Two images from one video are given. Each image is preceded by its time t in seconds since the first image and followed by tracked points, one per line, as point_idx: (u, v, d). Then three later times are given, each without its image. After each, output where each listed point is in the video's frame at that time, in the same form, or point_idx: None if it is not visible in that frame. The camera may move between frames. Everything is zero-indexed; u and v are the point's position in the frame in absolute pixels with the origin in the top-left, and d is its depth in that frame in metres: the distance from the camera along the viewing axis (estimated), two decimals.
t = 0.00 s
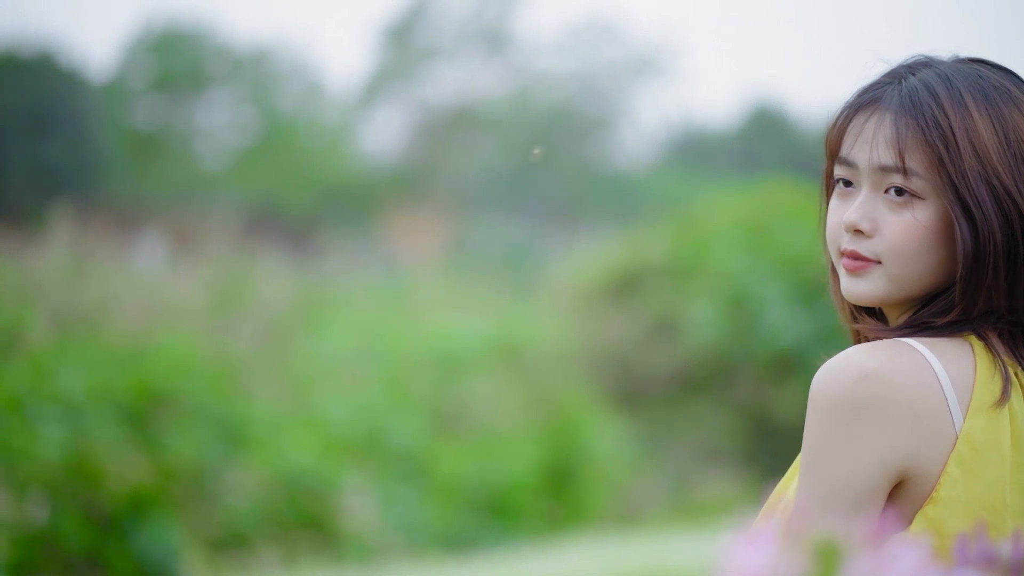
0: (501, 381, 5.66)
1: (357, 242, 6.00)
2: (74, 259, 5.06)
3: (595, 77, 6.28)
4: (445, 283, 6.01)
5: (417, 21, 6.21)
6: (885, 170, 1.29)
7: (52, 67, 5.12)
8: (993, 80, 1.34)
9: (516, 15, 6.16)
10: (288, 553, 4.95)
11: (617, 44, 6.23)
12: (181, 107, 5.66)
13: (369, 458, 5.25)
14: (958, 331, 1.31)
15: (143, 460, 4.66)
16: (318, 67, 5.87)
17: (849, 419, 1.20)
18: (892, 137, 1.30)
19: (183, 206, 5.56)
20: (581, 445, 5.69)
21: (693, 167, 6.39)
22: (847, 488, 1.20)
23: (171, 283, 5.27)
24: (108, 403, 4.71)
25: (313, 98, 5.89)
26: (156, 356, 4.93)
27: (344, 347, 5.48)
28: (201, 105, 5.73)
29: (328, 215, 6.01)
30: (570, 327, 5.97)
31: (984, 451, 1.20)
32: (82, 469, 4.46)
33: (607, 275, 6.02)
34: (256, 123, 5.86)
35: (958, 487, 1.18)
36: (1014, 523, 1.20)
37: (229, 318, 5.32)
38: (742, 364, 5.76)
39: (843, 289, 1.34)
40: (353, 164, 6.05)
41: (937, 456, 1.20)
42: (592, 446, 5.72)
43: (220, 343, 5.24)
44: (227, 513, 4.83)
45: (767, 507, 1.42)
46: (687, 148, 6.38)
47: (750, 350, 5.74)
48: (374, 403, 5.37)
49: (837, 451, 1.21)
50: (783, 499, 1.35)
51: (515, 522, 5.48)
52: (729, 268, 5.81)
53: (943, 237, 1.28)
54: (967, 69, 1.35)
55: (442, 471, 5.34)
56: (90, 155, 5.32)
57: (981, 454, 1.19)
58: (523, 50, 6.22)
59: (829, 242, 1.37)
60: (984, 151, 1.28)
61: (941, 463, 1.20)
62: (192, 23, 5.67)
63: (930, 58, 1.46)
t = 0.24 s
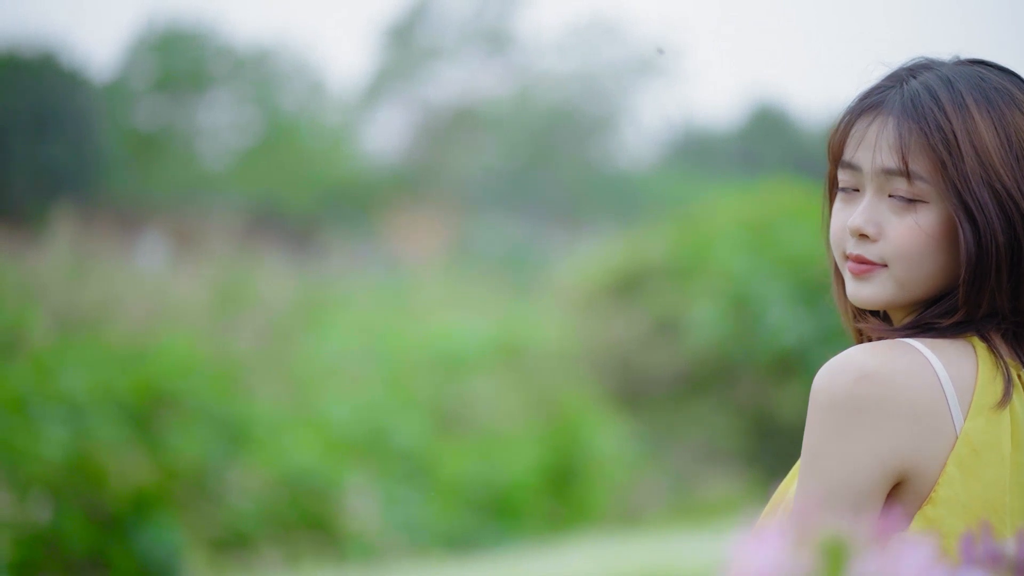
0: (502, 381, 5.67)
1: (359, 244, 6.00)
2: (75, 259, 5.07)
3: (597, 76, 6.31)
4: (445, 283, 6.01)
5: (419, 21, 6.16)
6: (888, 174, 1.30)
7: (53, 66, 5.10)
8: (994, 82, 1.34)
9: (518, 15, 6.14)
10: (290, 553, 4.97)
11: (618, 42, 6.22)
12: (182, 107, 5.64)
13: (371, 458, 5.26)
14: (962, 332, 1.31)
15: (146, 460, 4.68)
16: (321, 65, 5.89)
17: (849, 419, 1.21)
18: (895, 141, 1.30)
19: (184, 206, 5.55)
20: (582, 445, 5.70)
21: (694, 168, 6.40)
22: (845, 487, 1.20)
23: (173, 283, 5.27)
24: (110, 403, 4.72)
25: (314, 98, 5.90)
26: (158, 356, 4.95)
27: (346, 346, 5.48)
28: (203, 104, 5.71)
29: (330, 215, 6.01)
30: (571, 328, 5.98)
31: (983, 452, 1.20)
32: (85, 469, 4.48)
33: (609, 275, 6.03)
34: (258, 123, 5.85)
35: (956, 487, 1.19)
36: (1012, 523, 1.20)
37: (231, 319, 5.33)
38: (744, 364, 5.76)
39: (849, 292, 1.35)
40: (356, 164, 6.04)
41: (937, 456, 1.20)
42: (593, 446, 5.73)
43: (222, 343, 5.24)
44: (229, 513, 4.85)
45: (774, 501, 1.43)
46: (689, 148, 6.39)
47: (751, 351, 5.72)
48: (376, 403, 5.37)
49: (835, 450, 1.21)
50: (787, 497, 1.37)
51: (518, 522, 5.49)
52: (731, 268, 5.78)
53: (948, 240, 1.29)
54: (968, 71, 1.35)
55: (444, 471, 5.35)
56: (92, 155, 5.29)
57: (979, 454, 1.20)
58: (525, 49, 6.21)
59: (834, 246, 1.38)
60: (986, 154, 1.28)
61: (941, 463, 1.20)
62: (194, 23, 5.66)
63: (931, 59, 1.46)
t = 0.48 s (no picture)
0: (503, 381, 5.69)
1: (360, 245, 5.99)
2: (76, 259, 5.04)
3: (598, 77, 6.32)
4: (446, 283, 6.02)
5: (421, 21, 6.15)
6: (895, 176, 1.30)
7: (54, 66, 5.07)
8: (999, 85, 1.35)
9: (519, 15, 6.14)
10: (292, 552, 4.99)
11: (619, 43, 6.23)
12: (183, 108, 5.62)
13: (373, 458, 5.26)
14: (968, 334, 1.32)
15: (147, 459, 4.69)
16: (322, 65, 5.90)
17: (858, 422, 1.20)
18: (902, 144, 1.30)
19: (185, 206, 5.54)
20: (583, 446, 5.71)
21: (694, 168, 6.40)
22: (850, 490, 1.20)
23: (174, 283, 5.27)
24: (113, 403, 4.73)
25: (316, 98, 5.90)
26: (160, 356, 4.96)
27: (347, 346, 5.49)
28: (204, 105, 5.70)
29: (330, 215, 6.01)
30: (572, 328, 5.99)
31: (988, 454, 1.22)
32: (87, 469, 4.50)
33: (611, 276, 6.03)
34: (259, 123, 5.83)
35: (964, 490, 1.20)
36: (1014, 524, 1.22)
37: (232, 319, 5.33)
38: (745, 365, 5.76)
39: (856, 293, 1.35)
40: (357, 165, 6.04)
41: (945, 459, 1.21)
42: (595, 446, 5.74)
43: (224, 343, 5.24)
44: (231, 514, 4.86)
45: (777, 500, 1.45)
46: (690, 147, 6.40)
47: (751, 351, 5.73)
48: (378, 403, 5.38)
49: (842, 453, 1.21)
50: (790, 496, 1.38)
51: (520, 522, 5.50)
52: (732, 269, 5.79)
53: (953, 242, 1.29)
54: (973, 74, 1.36)
55: (446, 471, 5.36)
56: (93, 155, 5.27)
57: (985, 456, 1.21)
58: (527, 49, 6.21)
59: (839, 247, 1.38)
60: (993, 157, 1.29)
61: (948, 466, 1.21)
62: (195, 23, 5.64)
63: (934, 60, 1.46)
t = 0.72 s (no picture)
0: (504, 382, 5.69)
1: (361, 245, 6.00)
2: (76, 259, 5.04)
3: (597, 77, 6.32)
4: (446, 283, 6.02)
5: (422, 21, 6.14)
6: (901, 177, 1.30)
7: (55, 66, 5.08)
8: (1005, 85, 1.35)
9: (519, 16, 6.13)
10: (293, 552, 5.00)
11: (619, 44, 6.20)
12: (185, 108, 5.62)
13: (374, 458, 5.26)
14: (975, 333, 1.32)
15: (149, 459, 4.70)
16: (323, 65, 5.89)
17: (876, 425, 1.20)
18: (908, 144, 1.31)
19: (186, 205, 5.55)
20: (584, 446, 5.71)
21: (695, 168, 6.41)
22: (867, 492, 1.20)
23: (174, 282, 5.27)
24: (114, 403, 4.73)
25: (317, 98, 5.89)
26: (160, 356, 4.96)
27: (347, 346, 5.49)
28: (206, 106, 5.70)
29: (331, 215, 6.01)
30: (572, 329, 5.99)
31: (1002, 457, 1.23)
32: (88, 469, 4.50)
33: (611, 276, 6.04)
34: (260, 123, 5.84)
35: (978, 492, 1.21)
36: None
37: (232, 319, 5.33)
38: (745, 365, 5.77)
39: (862, 293, 1.35)
40: (357, 165, 6.04)
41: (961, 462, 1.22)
42: (595, 446, 5.73)
43: (224, 343, 5.25)
44: (232, 514, 4.87)
45: (776, 499, 1.44)
46: (690, 148, 6.42)
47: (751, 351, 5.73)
48: (378, 403, 5.38)
49: (859, 455, 1.20)
50: (793, 492, 1.38)
51: (521, 522, 5.50)
52: (732, 269, 5.79)
53: (960, 242, 1.30)
54: (978, 74, 1.37)
55: (447, 471, 5.37)
56: (94, 155, 5.28)
57: (999, 459, 1.22)
58: (527, 49, 6.21)
59: (843, 248, 1.38)
60: (999, 157, 1.30)
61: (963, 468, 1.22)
62: (196, 23, 5.64)
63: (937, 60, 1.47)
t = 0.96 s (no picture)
0: (506, 382, 5.70)
1: (362, 246, 5.95)
2: (78, 260, 5.06)
3: (598, 76, 6.24)
4: (449, 283, 5.99)
5: (423, 20, 6.08)
6: (910, 175, 1.31)
7: (55, 67, 5.08)
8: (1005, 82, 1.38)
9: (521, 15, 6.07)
10: (295, 552, 5.02)
11: (621, 44, 6.11)
12: (186, 108, 5.59)
13: (376, 458, 5.28)
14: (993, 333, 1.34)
15: (151, 459, 4.72)
16: (323, 65, 5.83)
17: (912, 429, 1.21)
18: (916, 142, 1.32)
19: (188, 205, 5.53)
20: (586, 446, 5.71)
21: (696, 168, 6.29)
22: (895, 492, 1.21)
23: (175, 283, 5.28)
24: (116, 403, 4.75)
25: (318, 98, 5.84)
26: (162, 356, 4.99)
27: (348, 346, 5.49)
28: (207, 106, 5.65)
29: (332, 216, 5.95)
30: (574, 329, 6.00)
31: None
32: (91, 469, 4.52)
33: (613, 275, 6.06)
34: (261, 124, 5.77)
35: (1005, 496, 1.24)
36: None
37: (233, 320, 5.35)
38: (746, 364, 5.79)
39: (870, 293, 1.35)
40: (356, 164, 5.97)
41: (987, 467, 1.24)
42: (597, 447, 5.74)
43: (226, 343, 5.26)
44: (234, 513, 4.89)
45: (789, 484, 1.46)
46: (691, 149, 6.28)
47: (751, 350, 5.75)
48: (381, 404, 5.38)
49: (890, 455, 1.22)
50: (802, 487, 1.39)
51: (523, 522, 5.51)
52: (733, 269, 5.82)
53: (969, 239, 1.31)
54: (977, 72, 1.39)
55: (449, 471, 5.38)
56: (93, 155, 5.24)
57: None
58: (529, 49, 6.15)
59: (849, 248, 1.38)
60: (1005, 153, 1.32)
61: (989, 473, 1.24)
62: (196, 22, 5.60)
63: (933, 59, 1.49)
